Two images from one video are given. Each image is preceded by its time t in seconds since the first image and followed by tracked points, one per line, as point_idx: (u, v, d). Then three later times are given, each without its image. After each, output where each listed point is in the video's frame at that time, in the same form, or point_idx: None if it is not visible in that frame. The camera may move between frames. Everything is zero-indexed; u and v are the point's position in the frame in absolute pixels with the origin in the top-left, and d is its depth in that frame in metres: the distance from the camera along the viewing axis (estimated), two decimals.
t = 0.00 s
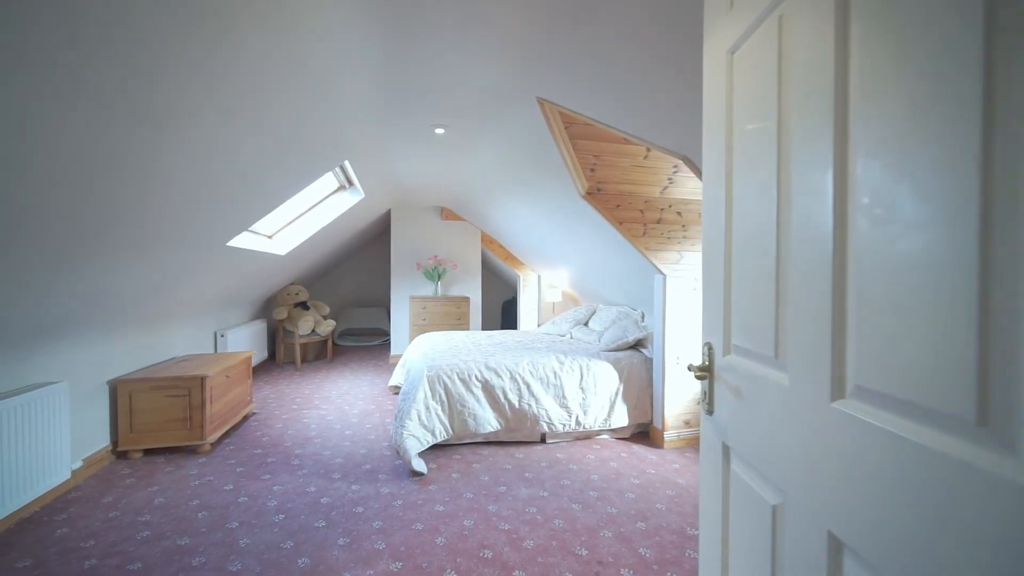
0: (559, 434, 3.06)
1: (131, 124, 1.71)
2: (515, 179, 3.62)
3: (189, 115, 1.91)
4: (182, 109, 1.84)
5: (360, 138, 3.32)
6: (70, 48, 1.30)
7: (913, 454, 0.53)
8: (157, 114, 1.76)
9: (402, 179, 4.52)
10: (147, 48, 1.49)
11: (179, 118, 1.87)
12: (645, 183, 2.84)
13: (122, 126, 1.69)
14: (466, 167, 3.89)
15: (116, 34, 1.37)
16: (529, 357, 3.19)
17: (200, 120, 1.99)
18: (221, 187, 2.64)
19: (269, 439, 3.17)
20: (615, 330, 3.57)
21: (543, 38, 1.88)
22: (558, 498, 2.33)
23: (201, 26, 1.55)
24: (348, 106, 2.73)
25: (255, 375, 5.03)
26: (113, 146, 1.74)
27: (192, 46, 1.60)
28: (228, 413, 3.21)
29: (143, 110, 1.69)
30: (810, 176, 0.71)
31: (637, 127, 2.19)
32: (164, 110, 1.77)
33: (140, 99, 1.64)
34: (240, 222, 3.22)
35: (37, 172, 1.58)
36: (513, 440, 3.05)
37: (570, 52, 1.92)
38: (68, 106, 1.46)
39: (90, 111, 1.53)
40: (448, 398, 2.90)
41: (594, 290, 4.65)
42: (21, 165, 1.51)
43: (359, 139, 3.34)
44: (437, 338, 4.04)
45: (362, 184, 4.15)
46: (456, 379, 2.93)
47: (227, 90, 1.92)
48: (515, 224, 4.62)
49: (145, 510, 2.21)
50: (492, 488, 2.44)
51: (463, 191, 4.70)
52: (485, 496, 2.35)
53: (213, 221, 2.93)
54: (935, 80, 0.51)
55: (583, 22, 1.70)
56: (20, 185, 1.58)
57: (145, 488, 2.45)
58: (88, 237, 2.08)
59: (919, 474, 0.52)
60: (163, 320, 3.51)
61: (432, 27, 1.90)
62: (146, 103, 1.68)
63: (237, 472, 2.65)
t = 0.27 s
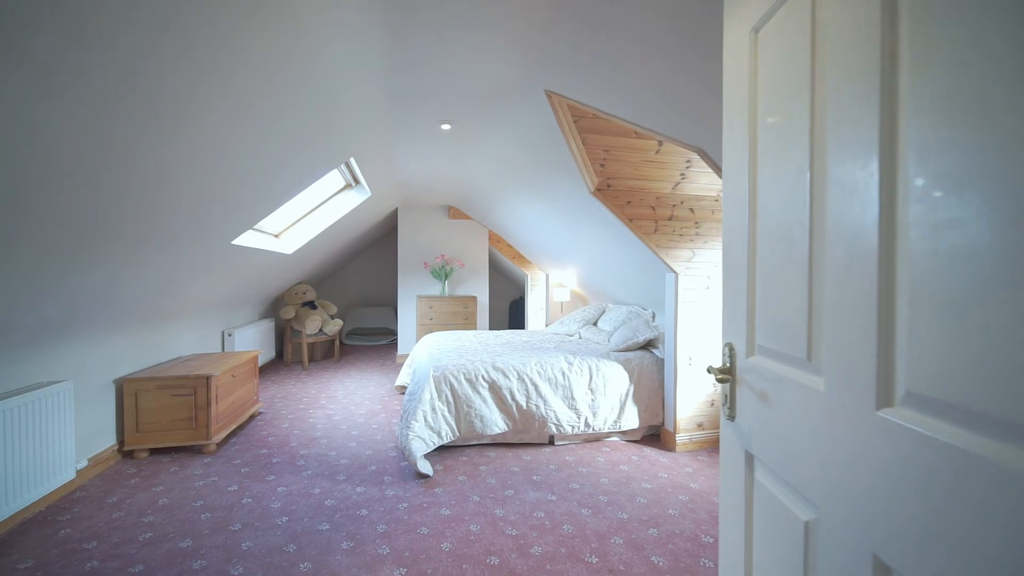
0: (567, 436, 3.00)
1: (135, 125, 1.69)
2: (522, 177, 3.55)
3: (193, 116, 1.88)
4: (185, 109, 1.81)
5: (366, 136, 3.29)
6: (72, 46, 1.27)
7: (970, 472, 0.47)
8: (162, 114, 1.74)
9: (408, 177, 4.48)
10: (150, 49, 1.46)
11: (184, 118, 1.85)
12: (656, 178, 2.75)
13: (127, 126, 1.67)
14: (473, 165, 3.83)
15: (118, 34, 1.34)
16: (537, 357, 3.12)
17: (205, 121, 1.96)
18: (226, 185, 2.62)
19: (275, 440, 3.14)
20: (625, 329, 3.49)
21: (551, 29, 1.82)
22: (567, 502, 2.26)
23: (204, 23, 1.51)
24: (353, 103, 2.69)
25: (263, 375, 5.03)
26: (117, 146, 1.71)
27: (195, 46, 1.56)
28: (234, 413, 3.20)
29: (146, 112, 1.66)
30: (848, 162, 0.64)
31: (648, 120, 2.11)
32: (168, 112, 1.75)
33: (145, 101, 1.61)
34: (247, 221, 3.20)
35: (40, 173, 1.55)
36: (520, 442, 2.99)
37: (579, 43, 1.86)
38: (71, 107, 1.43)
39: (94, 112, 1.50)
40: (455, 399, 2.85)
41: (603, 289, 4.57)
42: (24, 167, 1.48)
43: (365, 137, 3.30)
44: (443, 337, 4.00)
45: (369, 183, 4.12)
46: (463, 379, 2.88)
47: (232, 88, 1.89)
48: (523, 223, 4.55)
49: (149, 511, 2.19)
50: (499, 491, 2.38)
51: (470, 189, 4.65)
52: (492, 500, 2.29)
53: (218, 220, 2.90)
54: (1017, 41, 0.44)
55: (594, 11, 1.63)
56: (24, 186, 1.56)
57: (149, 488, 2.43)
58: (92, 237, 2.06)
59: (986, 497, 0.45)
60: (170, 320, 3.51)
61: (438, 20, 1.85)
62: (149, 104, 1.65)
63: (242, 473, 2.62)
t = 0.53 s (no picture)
0: (573, 439, 2.91)
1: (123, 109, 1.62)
2: (527, 172, 3.48)
3: (186, 102, 1.82)
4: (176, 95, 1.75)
5: (367, 131, 3.23)
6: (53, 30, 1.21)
7: (1002, 485, 0.44)
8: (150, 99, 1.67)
9: (411, 174, 4.42)
10: (134, 26, 1.39)
11: (175, 104, 1.78)
12: (665, 171, 2.66)
13: (116, 115, 1.61)
14: (477, 160, 3.76)
15: (101, 9, 1.28)
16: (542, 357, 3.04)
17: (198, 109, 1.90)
18: (225, 182, 2.57)
19: (275, 440, 3.09)
20: (633, 329, 3.39)
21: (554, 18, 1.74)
22: (573, 507, 2.18)
23: (192, 3, 1.44)
24: (353, 96, 2.62)
25: (265, 374, 4.99)
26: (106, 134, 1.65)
27: (182, 26, 1.50)
28: (234, 413, 3.15)
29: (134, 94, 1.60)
30: (890, 136, 0.57)
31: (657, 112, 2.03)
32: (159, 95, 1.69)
33: (130, 85, 1.55)
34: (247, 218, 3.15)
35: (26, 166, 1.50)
36: (525, 444, 2.91)
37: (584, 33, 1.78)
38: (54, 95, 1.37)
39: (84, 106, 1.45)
40: (457, 399, 2.77)
41: (609, 288, 4.48)
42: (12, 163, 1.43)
43: (366, 132, 3.24)
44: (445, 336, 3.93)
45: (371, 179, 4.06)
46: (466, 379, 2.80)
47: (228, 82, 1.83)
48: (528, 219, 4.48)
49: (143, 513, 2.13)
50: (502, 495, 2.30)
51: (474, 186, 4.57)
52: (495, 504, 2.22)
53: (217, 218, 2.85)
54: None
55: None
56: (6, 176, 1.49)
57: (145, 489, 2.38)
58: (86, 234, 2.01)
59: (1014, 509, 0.43)
60: (171, 318, 3.46)
61: (438, 9, 1.78)
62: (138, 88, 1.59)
63: (240, 474, 2.57)
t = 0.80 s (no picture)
0: (578, 441, 2.82)
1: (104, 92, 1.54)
2: (531, 168, 3.39)
3: (174, 88, 1.75)
4: (162, 79, 1.67)
5: (367, 126, 3.16)
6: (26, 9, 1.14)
7: (1003, 484, 0.43)
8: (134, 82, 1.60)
9: (413, 170, 4.34)
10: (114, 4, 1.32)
11: (161, 90, 1.71)
12: (674, 164, 2.56)
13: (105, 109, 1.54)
14: (479, 156, 3.68)
15: None
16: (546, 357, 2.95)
17: (187, 96, 1.83)
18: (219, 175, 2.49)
19: (272, 441, 3.02)
20: (639, 328, 3.30)
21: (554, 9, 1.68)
22: (578, 513, 2.09)
23: None
24: (351, 88, 2.54)
25: (266, 373, 4.94)
26: (87, 118, 1.58)
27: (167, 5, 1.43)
28: (231, 413, 3.09)
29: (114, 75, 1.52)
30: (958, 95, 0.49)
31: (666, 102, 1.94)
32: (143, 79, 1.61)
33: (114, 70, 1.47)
34: (245, 215, 3.08)
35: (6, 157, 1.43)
36: (528, 447, 2.82)
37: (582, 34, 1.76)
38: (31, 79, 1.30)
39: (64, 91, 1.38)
40: (458, 400, 2.69)
41: (615, 286, 4.38)
42: None
43: (366, 127, 3.17)
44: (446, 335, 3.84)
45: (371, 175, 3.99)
46: (467, 380, 2.72)
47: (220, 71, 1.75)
48: (531, 216, 4.39)
49: (134, 518, 2.06)
50: (505, 500, 2.22)
51: (477, 183, 4.49)
52: (496, 509, 2.13)
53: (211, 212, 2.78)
54: None
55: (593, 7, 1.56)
56: None
57: (138, 492, 2.31)
58: (71, 226, 1.94)
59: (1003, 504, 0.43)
60: (168, 317, 3.40)
61: None
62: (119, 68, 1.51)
63: (235, 477, 2.51)
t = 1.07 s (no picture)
0: (583, 444, 2.73)
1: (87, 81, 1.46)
2: (534, 163, 3.30)
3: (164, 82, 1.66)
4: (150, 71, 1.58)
5: (366, 121, 3.08)
6: None
7: (1001, 481, 0.44)
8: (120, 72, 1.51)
9: (414, 166, 4.26)
10: None
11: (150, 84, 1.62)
12: (683, 156, 2.46)
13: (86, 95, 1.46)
14: (481, 151, 3.59)
15: None
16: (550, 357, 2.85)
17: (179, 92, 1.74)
18: (216, 173, 2.42)
19: (268, 443, 2.94)
20: (646, 327, 3.20)
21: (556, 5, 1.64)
22: (584, 521, 2.00)
23: None
24: (349, 81, 2.46)
25: (266, 373, 4.87)
26: (73, 111, 1.50)
27: None
28: (226, 414, 3.01)
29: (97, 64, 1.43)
30: None
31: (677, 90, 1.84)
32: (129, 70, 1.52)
33: (94, 54, 1.38)
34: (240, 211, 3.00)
35: None
36: (532, 450, 2.73)
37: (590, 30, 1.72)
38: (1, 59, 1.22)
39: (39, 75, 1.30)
40: (459, 402, 2.59)
41: (620, 284, 4.28)
42: None
43: (366, 121, 3.09)
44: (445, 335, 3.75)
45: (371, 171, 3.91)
46: (468, 381, 2.62)
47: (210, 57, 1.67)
48: (534, 213, 4.29)
49: (121, 523, 1.99)
50: (507, 506, 2.13)
51: (479, 179, 4.40)
52: (499, 517, 2.04)
53: (210, 211, 2.69)
54: None
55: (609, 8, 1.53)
56: None
57: (127, 496, 2.23)
58: (54, 223, 1.85)
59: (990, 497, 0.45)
60: (163, 317, 3.33)
61: None
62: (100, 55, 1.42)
63: (229, 480, 2.42)
